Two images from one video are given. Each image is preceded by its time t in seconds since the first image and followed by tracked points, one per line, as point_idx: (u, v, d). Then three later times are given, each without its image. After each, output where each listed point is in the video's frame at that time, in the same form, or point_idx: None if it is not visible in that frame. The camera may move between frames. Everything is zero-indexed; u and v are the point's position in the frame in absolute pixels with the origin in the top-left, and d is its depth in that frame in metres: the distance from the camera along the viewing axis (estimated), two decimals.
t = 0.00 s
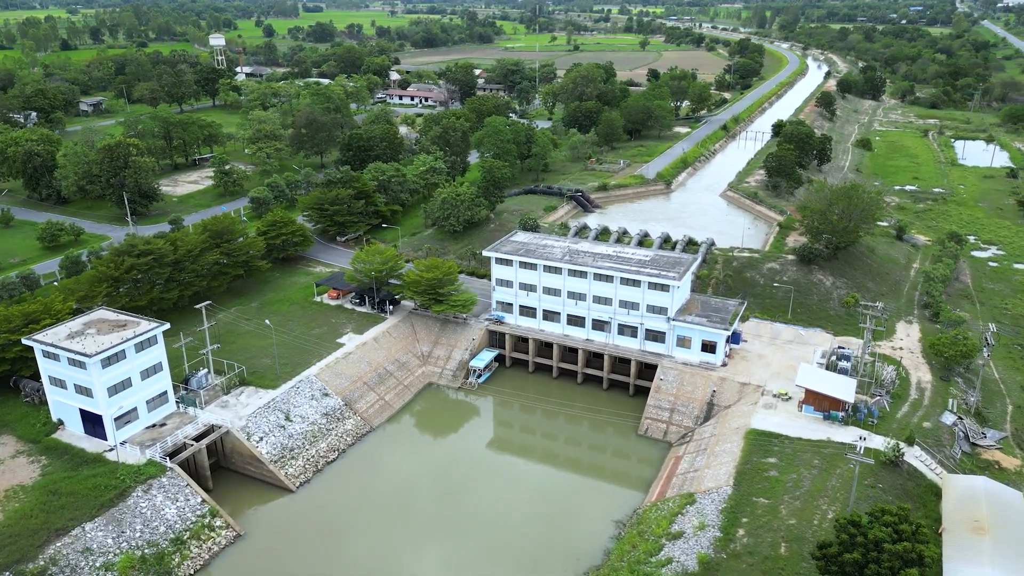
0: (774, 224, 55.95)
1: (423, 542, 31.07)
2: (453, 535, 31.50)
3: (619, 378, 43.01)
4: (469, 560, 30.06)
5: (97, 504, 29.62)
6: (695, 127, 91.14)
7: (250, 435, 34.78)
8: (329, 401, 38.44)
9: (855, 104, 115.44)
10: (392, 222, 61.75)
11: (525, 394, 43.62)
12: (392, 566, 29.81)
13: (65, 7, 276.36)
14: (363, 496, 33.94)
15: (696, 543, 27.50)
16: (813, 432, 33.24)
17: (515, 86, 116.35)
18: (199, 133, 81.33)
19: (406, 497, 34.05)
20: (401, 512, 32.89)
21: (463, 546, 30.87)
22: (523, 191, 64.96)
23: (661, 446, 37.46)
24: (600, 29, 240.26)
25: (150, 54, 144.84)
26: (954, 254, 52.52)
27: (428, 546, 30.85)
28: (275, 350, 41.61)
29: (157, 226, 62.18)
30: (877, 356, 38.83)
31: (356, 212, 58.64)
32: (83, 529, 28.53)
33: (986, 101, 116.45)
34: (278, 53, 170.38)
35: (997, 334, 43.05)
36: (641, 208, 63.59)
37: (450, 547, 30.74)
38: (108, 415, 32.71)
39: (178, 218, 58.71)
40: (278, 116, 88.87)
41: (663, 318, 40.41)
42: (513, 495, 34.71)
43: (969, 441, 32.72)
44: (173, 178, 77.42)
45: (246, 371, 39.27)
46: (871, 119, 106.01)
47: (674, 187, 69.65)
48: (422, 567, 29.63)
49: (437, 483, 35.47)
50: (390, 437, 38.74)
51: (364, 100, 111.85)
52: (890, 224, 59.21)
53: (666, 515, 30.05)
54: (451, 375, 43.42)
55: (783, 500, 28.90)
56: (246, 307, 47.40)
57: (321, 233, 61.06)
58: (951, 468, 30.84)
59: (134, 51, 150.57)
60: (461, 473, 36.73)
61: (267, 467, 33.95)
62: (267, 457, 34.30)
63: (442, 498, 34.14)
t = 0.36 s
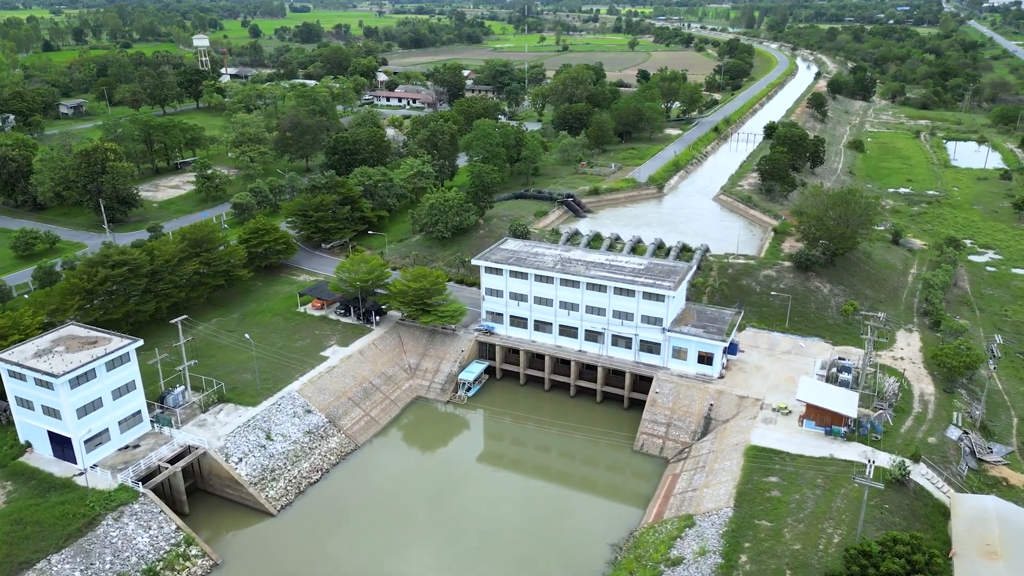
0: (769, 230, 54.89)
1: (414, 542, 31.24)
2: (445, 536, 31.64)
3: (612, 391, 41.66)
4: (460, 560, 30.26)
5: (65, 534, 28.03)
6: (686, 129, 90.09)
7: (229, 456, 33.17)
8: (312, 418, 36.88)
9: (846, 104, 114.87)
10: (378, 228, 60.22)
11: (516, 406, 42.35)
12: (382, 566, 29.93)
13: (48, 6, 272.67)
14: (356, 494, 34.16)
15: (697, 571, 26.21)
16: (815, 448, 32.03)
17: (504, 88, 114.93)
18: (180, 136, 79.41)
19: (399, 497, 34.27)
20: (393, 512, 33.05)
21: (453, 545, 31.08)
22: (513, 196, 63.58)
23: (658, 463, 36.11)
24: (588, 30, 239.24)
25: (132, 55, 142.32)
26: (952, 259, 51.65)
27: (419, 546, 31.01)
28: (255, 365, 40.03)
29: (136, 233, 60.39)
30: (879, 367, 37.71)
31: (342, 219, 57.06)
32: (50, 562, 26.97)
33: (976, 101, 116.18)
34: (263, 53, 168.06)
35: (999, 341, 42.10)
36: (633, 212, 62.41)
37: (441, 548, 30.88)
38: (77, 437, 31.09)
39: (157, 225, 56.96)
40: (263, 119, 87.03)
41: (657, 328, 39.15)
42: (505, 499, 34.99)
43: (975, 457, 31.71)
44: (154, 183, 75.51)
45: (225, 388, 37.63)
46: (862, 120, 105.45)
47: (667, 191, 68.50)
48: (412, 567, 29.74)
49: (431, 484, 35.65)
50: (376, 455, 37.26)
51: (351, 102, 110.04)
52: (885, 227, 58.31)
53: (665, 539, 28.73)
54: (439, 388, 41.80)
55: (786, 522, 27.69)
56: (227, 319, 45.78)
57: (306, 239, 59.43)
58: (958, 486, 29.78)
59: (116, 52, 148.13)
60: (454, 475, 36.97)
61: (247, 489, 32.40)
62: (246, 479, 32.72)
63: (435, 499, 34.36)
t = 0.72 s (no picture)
0: (764, 235, 53.81)
1: (408, 542, 31.40)
2: (438, 537, 31.77)
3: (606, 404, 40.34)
4: (456, 562, 30.29)
5: (28, 569, 26.40)
6: (678, 131, 89.03)
7: (206, 479, 31.60)
8: (294, 437, 35.30)
9: (836, 105, 114.28)
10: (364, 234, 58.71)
11: (505, 419, 41.15)
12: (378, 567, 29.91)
13: (31, 6, 268.87)
14: (350, 493, 34.22)
15: None
16: (817, 466, 30.88)
17: (492, 89, 113.48)
18: (161, 140, 77.48)
19: (392, 502, 34.13)
20: (383, 521, 32.62)
21: (449, 548, 31.14)
22: (502, 201, 62.24)
23: (654, 480, 34.79)
24: (577, 30, 237.98)
25: (114, 57, 139.76)
26: (949, 265, 50.80)
27: (415, 549, 30.98)
28: (235, 380, 38.46)
29: (113, 241, 58.58)
30: (881, 379, 36.62)
31: (326, 225, 55.49)
32: None
33: (967, 102, 115.92)
34: (248, 54, 165.68)
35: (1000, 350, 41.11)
36: (625, 217, 61.25)
37: (435, 549, 31.02)
38: (44, 461, 29.46)
39: (135, 233, 55.18)
40: (246, 122, 85.17)
41: (653, 340, 37.89)
42: (497, 507, 34.77)
43: (981, 473, 30.65)
44: (134, 188, 73.58)
45: (202, 406, 36.06)
46: (853, 121, 104.90)
47: (658, 194, 67.38)
48: (405, 567, 29.85)
49: (425, 486, 36.00)
50: (363, 472, 35.85)
51: (337, 104, 108.20)
52: (881, 231, 57.37)
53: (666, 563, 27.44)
54: (427, 402, 40.27)
55: (790, 547, 26.53)
56: (206, 331, 44.16)
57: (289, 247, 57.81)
58: (966, 506, 28.74)
59: (98, 54, 145.73)
60: (444, 485, 36.40)
61: (226, 513, 30.86)
62: (224, 503, 31.16)
63: (426, 509, 33.96)
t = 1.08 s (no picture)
0: (758, 241, 52.72)
1: (403, 543, 31.41)
2: (434, 541, 31.67)
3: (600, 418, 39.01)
4: (456, 564, 30.18)
5: None
6: (669, 133, 87.94)
7: (180, 505, 30.03)
8: (274, 457, 33.78)
9: (827, 106, 113.67)
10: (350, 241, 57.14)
11: (494, 433, 39.79)
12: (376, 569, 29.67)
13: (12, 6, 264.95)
14: (334, 511, 33.07)
15: None
16: (819, 485, 29.69)
17: (481, 90, 112.06)
18: (141, 144, 75.57)
19: (380, 515, 33.38)
20: (373, 535, 31.80)
21: (445, 546, 31.31)
22: (492, 205, 60.86)
23: (650, 499, 33.43)
24: (566, 30, 236.95)
25: (96, 58, 137.27)
26: (947, 270, 49.88)
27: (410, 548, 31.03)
28: (213, 397, 36.85)
29: (89, 250, 56.71)
30: (883, 391, 35.52)
31: (310, 232, 53.89)
32: None
33: (957, 102, 115.59)
34: (233, 55, 163.40)
35: (1002, 358, 40.16)
36: (616, 222, 60.07)
37: (431, 552, 30.93)
38: (7, 489, 27.76)
39: (112, 241, 53.36)
40: (229, 125, 83.32)
41: (648, 352, 36.64)
42: (487, 516, 34.19)
43: (990, 491, 29.59)
44: (113, 193, 71.65)
45: (178, 426, 34.45)
46: (845, 122, 104.26)
47: (650, 198, 66.23)
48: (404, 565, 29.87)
49: (412, 501, 34.88)
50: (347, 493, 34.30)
51: (323, 106, 106.43)
52: (877, 235, 56.41)
53: None
54: (414, 418, 38.76)
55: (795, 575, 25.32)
56: (184, 345, 42.50)
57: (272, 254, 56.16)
58: (975, 527, 27.68)
59: (79, 55, 143.34)
60: (431, 501, 35.19)
61: (202, 541, 29.29)
62: (200, 530, 29.59)
63: (415, 521, 33.19)
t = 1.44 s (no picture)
0: (753, 247, 51.61)
1: (397, 550, 31.18)
2: (427, 548, 31.49)
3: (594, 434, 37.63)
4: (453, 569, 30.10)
5: None
6: (660, 135, 86.80)
7: (153, 533, 28.46)
8: (253, 479, 32.21)
9: (818, 107, 112.99)
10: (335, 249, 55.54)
11: (483, 449, 38.37)
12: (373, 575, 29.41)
13: None
14: (318, 531, 31.67)
15: None
16: (823, 506, 28.49)
17: (469, 92, 110.53)
18: (120, 148, 73.56)
19: (366, 530, 32.34)
20: (363, 553, 30.76)
21: (438, 552, 31.25)
22: (481, 211, 59.45)
23: (647, 520, 31.92)
24: (555, 30, 235.72)
25: (77, 59, 134.58)
26: (945, 276, 48.91)
27: (403, 554, 30.92)
28: (189, 416, 35.25)
29: (64, 259, 54.76)
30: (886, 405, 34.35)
31: (294, 240, 52.29)
32: None
33: (947, 103, 115.21)
34: (218, 56, 160.93)
35: (1004, 368, 39.21)
36: (608, 227, 58.84)
37: (426, 558, 30.78)
38: None
39: (87, 250, 51.49)
40: (212, 128, 81.38)
41: (643, 366, 35.34)
42: (474, 528, 33.44)
43: (999, 511, 28.44)
44: (91, 199, 69.64)
45: (152, 448, 32.84)
46: (836, 123, 103.55)
47: (642, 203, 65.04)
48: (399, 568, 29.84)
49: (398, 520, 33.58)
50: (332, 516, 32.68)
51: (308, 108, 104.57)
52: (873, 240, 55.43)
53: None
54: (401, 436, 37.20)
55: None
56: (161, 359, 40.83)
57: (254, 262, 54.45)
58: (985, 550, 26.54)
59: (60, 56, 140.60)
60: (418, 520, 33.81)
61: (175, 572, 27.69)
62: (174, 561, 28.01)
63: (403, 536, 32.29)
